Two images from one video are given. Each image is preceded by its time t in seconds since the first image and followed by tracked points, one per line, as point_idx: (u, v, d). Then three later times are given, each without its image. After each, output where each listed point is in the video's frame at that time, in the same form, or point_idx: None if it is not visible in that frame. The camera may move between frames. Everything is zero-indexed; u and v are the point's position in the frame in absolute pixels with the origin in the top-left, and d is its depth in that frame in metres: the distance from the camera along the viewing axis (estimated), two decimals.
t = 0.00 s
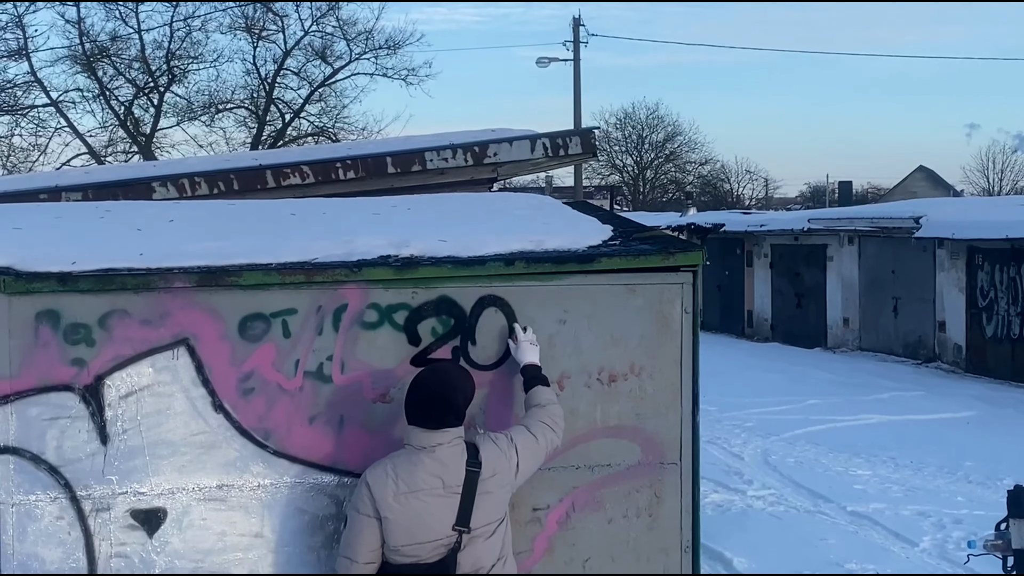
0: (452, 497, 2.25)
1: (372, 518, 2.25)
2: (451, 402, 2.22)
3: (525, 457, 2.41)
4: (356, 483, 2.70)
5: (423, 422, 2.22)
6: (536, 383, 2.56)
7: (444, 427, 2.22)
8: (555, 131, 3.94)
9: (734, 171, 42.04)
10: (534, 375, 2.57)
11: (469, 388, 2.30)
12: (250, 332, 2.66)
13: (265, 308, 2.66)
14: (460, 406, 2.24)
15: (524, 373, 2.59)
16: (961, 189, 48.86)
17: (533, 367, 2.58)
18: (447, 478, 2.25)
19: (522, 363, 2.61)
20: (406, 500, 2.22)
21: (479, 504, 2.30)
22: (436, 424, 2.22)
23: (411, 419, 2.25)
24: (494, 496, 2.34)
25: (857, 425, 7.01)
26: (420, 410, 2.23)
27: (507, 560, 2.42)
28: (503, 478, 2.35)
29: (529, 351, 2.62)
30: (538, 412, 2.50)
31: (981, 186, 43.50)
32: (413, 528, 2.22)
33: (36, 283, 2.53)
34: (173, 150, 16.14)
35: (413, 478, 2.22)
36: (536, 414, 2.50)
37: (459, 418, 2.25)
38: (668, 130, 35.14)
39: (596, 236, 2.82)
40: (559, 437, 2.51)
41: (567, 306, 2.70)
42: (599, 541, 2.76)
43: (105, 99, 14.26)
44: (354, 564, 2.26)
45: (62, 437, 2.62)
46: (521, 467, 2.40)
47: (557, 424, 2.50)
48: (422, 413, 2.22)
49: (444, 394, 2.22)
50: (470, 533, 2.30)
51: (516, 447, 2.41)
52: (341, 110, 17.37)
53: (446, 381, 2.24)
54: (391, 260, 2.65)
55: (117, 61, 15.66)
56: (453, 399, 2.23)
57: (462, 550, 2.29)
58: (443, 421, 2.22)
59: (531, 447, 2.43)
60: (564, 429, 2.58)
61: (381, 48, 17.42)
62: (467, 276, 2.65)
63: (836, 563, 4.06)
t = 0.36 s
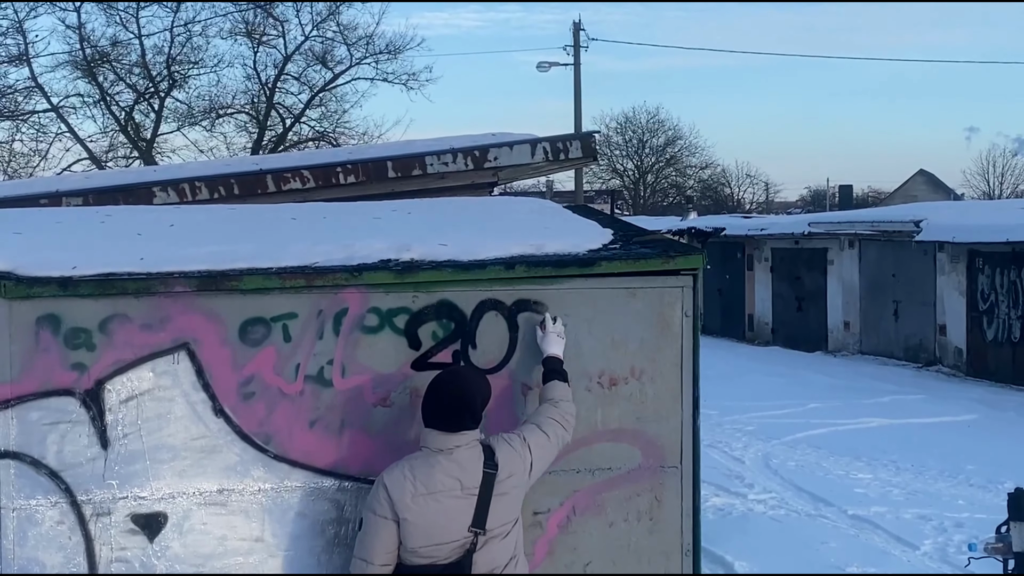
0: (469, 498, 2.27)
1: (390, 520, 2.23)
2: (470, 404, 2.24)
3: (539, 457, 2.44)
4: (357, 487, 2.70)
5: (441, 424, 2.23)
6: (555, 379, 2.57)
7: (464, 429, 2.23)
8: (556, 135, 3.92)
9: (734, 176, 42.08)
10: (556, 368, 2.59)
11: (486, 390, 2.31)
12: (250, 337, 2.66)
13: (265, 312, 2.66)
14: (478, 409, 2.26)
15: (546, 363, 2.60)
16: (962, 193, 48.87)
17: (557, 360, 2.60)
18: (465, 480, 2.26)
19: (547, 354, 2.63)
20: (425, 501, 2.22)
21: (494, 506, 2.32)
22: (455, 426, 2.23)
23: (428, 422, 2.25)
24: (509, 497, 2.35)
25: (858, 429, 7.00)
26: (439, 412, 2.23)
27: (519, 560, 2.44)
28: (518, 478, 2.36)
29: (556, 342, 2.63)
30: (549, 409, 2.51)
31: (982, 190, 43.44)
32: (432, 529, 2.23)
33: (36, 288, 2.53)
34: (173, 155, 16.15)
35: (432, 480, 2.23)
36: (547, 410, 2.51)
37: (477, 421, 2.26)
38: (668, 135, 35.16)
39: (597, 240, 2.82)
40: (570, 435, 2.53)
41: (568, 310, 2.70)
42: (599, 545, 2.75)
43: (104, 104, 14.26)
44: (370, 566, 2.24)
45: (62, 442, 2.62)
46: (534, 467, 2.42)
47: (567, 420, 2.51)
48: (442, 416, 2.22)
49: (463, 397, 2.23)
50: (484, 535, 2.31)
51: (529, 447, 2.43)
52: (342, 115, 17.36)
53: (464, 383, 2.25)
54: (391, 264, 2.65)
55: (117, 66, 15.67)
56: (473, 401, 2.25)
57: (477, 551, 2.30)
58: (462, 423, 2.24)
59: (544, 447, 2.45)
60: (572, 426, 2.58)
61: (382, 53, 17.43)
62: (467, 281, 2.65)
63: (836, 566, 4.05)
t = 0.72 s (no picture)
0: (477, 509, 2.27)
1: (397, 527, 2.25)
2: (482, 415, 2.24)
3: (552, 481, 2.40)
4: (355, 492, 2.70)
5: (452, 433, 2.24)
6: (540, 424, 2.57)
7: (474, 440, 2.24)
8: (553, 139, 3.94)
9: (732, 180, 42.11)
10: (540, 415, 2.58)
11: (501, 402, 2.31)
12: (247, 341, 2.66)
13: (263, 317, 2.66)
14: (491, 420, 2.26)
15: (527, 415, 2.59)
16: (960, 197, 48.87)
17: (535, 411, 2.59)
18: (474, 491, 2.26)
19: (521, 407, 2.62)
20: (432, 510, 2.24)
21: (503, 520, 2.31)
22: (467, 436, 2.24)
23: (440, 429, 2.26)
24: (519, 511, 2.35)
25: (856, 433, 7.00)
26: (450, 420, 2.24)
27: None
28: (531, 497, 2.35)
29: (525, 394, 2.63)
30: (561, 442, 2.48)
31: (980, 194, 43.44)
32: (438, 539, 2.24)
33: (33, 293, 2.53)
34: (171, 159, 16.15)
35: (440, 488, 2.24)
36: (560, 444, 2.48)
37: (489, 431, 2.27)
38: (665, 138, 35.16)
39: (593, 244, 2.82)
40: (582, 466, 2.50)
41: (565, 315, 2.70)
42: (597, 549, 2.75)
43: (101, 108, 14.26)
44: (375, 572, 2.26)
45: (58, 447, 2.61)
46: (550, 489, 2.40)
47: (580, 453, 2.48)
48: (452, 424, 2.24)
49: (477, 406, 2.24)
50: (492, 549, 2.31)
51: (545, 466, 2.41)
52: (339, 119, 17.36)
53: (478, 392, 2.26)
54: (388, 268, 2.65)
55: (115, 70, 15.68)
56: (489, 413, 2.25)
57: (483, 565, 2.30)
58: (475, 433, 2.24)
59: (559, 475, 2.42)
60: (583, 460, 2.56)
61: (379, 57, 17.44)
62: (464, 285, 2.65)
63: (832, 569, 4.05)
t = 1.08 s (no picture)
0: (468, 510, 2.27)
1: (389, 528, 2.24)
2: (474, 417, 2.25)
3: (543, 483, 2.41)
4: (350, 495, 2.69)
5: (445, 434, 2.25)
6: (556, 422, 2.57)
7: (466, 440, 2.25)
8: (549, 143, 3.93)
9: (727, 183, 42.13)
10: (558, 414, 2.58)
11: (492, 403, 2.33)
12: (241, 344, 2.66)
13: (257, 319, 2.66)
14: (483, 421, 2.27)
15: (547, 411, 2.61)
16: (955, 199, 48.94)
17: (557, 407, 2.60)
18: (465, 490, 2.26)
19: (544, 403, 2.64)
20: (424, 509, 2.23)
21: (494, 520, 2.31)
22: (459, 437, 2.24)
23: (431, 430, 2.27)
24: (509, 512, 2.35)
25: (850, 435, 7.01)
26: (444, 420, 2.25)
27: None
28: (522, 497, 2.36)
29: (552, 390, 2.64)
30: (561, 444, 2.50)
31: (974, 197, 43.50)
32: (430, 539, 2.23)
33: (27, 296, 2.53)
34: (166, 161, 16.13)
35: (431, 488, 2.24)
36: (559, 446, 2.50)
37: (481, 432, 2.28)
38: (661, 141, 35.18)
39: (588, 247, 2.82)
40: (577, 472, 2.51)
41: (560, 317, 2.70)
42: (592, 552, 2.75)
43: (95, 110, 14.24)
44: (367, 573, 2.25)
45: (53, 450, 2.61)
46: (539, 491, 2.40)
47: (577, 457, 2.50)
48: (444, 424, 2.24)
49: (469, 407, 2.25)
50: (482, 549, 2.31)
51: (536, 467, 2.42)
52: (335, 122, 17.37)
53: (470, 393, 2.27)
54: (383, 271, 2.65)
55: (110, 72, 15.65)
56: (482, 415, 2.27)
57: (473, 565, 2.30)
58: (468, 433, 2.25)
59: (549, 476, 2.42)
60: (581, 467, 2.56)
61: (375, 60, 17.44)
62: (458, 288, 2.65)
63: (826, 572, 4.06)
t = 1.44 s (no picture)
0: (466, 509, 2.25)
1: (385, 528, 2.25)
2: (472, 416, 2.23)
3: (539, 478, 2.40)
4: (341, 494, 2.69)
5: (442, 434, 2.23)
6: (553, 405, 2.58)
7: (463, 439, 2.23)
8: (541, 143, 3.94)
9: (720, 182, 42.15)
10: (556, 396, 2.59)
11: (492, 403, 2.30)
12: (234, 343, 2.65)
13: (250, 319, 2.65)
14: (481, 421, 2.25)
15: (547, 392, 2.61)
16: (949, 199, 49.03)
17: (557, 389, 2.61)
18: (462, 490, 2.24)
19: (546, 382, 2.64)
20: (420, 510, 2.22)
21: (492, 519, 2.29)
22: (456, 437, 2.23)
23: (429, 429, 2.26)
24: (508, 511, 2.33)
25: (843, 434, 7.02)
26: (441, 420, 2.23)
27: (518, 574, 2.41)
28: (520, 495, 2.34)
29: (554, 371, 2.64)
30: (560, 431, 2.50)
31: (968, 197, 43.61)
32: (427, 539, 2.22)
33: (18, 294, 2.52)
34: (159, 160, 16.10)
35: (429, 488, 2.22)
36: (556, 433, 2.50)
37: (479, 431, 2.25)
38: (654, 141, 35.19)
39: (581, 246, 2.82)
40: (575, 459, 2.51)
41: (551, 316, 2.70)
42: (584, 551, 2.75)
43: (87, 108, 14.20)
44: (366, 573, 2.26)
45: (45, 449, 2.61)
46: (536, 487, 2.39)
47: (575, 445, 2.50)
48: (442, 424, 2.23)
49: (466, 408, 2.23)
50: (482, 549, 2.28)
51: (532, 462, 2.41)
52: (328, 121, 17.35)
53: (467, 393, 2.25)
54: (376, 270, 2.65)
55: (102, 70, 15.62)
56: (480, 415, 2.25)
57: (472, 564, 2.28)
58: (466, 434, 2.23)
59: (549, 468, 2.42)
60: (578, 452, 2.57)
61: (368, 58, 17.42)
62: (451, 287, 2.65)
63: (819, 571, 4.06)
